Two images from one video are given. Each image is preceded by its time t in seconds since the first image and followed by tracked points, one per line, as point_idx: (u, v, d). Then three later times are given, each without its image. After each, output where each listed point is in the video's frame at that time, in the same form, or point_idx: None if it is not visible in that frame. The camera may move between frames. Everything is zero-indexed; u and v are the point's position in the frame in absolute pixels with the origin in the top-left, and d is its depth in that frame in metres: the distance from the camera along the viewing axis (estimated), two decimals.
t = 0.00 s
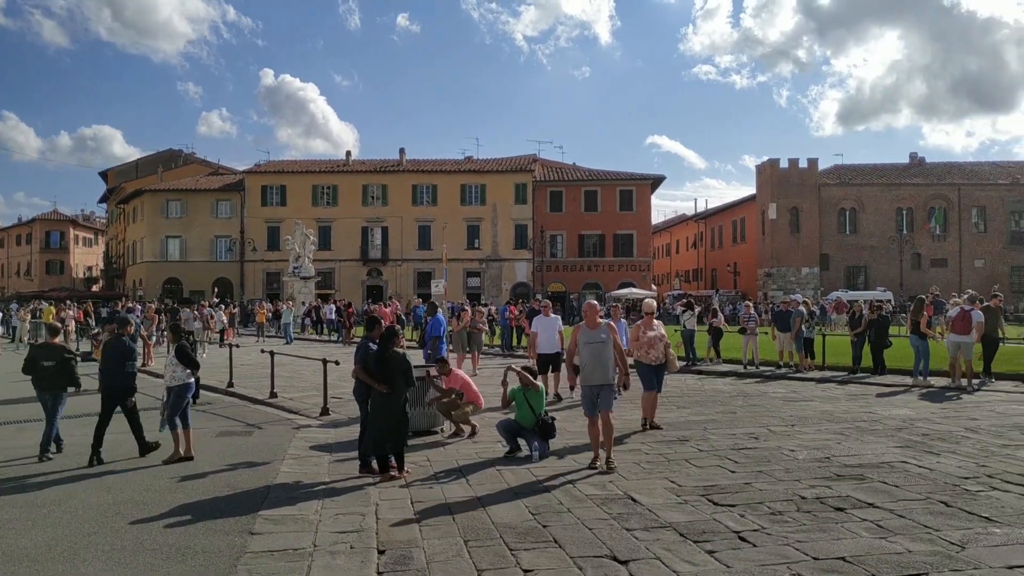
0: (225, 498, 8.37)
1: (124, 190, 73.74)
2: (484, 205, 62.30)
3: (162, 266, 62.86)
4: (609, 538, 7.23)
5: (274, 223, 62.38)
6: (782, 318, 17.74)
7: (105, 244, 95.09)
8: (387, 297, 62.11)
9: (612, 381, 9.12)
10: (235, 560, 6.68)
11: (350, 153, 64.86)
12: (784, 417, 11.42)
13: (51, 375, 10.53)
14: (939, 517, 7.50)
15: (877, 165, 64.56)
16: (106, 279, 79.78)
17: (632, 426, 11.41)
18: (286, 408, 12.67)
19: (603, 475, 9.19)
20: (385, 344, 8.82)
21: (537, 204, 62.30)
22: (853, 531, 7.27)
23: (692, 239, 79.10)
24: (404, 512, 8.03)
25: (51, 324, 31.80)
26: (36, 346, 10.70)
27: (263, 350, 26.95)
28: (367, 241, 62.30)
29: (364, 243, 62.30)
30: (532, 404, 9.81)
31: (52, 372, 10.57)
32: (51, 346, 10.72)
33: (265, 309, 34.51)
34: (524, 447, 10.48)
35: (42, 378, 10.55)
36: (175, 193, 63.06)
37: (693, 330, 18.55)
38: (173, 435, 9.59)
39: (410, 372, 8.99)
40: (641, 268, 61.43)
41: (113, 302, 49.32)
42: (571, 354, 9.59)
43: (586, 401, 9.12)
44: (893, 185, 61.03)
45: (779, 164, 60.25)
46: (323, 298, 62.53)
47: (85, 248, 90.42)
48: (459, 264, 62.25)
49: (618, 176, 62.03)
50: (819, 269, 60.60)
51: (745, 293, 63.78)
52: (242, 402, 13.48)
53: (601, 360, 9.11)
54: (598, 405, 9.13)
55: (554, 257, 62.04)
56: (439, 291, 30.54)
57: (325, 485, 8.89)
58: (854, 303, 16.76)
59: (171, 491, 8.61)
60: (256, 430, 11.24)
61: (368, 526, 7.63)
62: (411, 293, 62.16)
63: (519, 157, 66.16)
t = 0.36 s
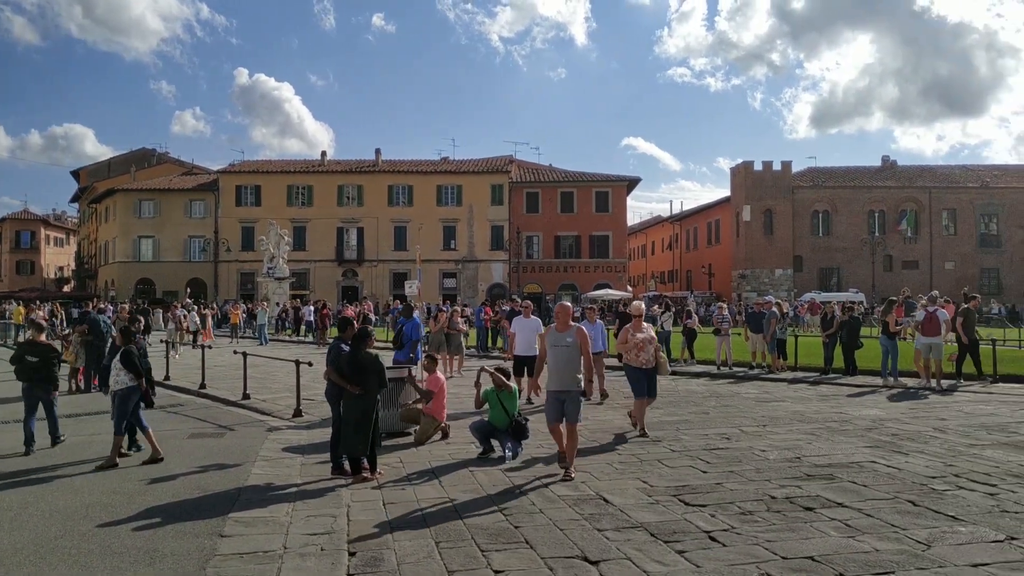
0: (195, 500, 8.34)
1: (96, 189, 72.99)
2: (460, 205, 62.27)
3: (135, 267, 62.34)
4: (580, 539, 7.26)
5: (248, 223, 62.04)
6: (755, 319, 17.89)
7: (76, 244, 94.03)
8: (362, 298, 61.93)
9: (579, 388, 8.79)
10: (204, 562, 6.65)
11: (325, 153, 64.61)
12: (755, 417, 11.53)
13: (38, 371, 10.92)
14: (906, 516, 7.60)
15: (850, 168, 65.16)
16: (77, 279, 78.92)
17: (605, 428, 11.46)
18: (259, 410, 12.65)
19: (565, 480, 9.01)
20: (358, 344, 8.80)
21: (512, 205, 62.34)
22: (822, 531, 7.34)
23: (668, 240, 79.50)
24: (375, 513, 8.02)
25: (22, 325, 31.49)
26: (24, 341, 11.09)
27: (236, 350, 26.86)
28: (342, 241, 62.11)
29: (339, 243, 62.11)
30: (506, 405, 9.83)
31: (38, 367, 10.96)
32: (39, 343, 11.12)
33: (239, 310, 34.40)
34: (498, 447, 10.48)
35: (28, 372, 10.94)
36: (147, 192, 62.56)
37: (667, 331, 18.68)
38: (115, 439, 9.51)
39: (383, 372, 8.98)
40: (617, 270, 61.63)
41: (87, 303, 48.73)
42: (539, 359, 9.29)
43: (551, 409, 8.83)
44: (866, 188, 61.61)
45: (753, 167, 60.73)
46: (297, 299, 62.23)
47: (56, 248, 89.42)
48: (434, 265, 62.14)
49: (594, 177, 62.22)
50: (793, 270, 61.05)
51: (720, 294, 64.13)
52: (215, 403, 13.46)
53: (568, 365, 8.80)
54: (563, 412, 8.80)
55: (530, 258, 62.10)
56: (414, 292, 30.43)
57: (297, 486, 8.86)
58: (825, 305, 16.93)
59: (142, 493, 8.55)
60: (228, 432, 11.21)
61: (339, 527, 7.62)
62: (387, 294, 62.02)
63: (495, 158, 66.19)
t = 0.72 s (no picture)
0: (159, 500, 8.27)
1: (60, 186, 71.84)
2: (430, 204, 62.15)
3: (99, 265, 61.49)
4: (546, 537, 7.29)
5: (216, 221, 61.52)
6: (722, 317, 18.06)
7: (38, 242, 92.49)
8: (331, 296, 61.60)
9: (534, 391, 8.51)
10: (167, 563, 6.60)
11: (293, 150, 64.19)
12: (722, 414, 11.65)
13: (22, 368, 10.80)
14: (868, 511, 7.72)
15: (816, 167, 65.88)
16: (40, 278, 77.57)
17: (572, 426, 11.52)
18: (225, 409, 12.58)
19: (532, 478, 9.04)
20: (324, 344, 8.79)
21: (483, 204, 62.35)
22: (785, 526, 7.44)
23: (637, 239, 79.90)
24: (341, 513, 8.00)
25: None
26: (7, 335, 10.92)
27: (202, 350, 26.63)
28: (310, 239, 61.78)
29: (307, 241, 61.75)
30: (473, 404, 9.89)
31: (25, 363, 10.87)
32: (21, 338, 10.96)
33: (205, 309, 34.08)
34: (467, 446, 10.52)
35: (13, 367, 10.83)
36: (112, 190, 61.72)
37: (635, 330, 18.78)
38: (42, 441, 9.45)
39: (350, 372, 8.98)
40: (587, 268, 61.83)
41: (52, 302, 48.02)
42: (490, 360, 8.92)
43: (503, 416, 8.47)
44: (832, 187, 62.30)
45: (721, 166, 61.25)
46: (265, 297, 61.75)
47: (17, 246, 87.92)
48: (404, 264, 61.93)
49: (563, 176, 62.38)
50: (760, 268, 61.57)
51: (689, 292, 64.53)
52: (179, 403, 13.35)
53: (523, 369, 8.49)
54: (519, 418, 8.52)
55: (501, 257, 62.12)
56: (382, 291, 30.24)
57: (262, 486, 8.81)
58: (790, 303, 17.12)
59: (104, 494, 8.47)
60: (193, 432, 11.12)
61: (304, 527, 7.59)
62: (356, 292, 61.72)
63: (465, 156, 66.18)
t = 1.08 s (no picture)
0: (122, 501, 8.19)
1: (20, 183, 70.51)
2: (398, 201, 61.89)
3: (62, 263, 60.49)
4: (511, 533, 7.32)
5: (181, 219, 60.86)
6: (689, 314, 18.22)
7: None
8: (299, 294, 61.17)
9: (487, 390, 8.30)
10: (130, 564, 6.54)
11: (260, 147, 63.62)
12: (688, 410, 11.76)
13: None
14: (830, 505, 7.84)
15: (782, 166, 66.55)
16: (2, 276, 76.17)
17: (539, 424, 11.57)
18: (191, 408, 12.47)
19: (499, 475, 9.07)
20: (289, 342, 8.69)
21: (451, 201, 62.23)
22: (748, 520, 7.54)
23: (606, 236, 80.25)
24: (307, 512, 7.96)
25: None
26: None
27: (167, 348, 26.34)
28: (277, 236, 61.33)
29: (274, 239, 61.29)
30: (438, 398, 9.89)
31: None
32: None
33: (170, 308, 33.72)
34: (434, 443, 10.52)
35: None
36: (74, 186, 60.79)
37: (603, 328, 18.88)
38: None
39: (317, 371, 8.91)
40: (556, 266, 62.00)
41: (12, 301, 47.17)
42: (441, 357, 8.69)
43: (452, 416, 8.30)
44: (797, 185, 62.98)
45: (689, 164, 61.69)
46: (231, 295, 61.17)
47: None
48: (373, 262, 61.63)
49: (532, 173, 62.39)
50: (727, 265, 62.09)
51: (656, 289, 64.95)
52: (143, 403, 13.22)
53: (476, 368, 8.27)
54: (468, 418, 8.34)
55: (469, 255, 62.08)
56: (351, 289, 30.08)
57: (227, 486, 8.75)
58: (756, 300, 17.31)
59: (65, 495, 8.36)
60: (157, 432, 11.01)
61: (269, 526, 7.55)
62: (323, 290, 61.31)
63: (434, 153, 66.03)
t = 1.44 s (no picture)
0: (73, 505, 8.04)
1: None
2: (357, 199, 61.43)
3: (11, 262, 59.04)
4: (468, 533, 7.33)
5: (135, 218, 59.82)
6: (646, 313, 18.38)
7: None
8: (256, 293, 60.46)
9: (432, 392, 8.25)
10: (80, 569, 6.43)
11: (216, 145, 62.74)
12: (645, 408, 11.87)
13: None
14: (783, 500, 7.97)
15: (740, 166, 67.35)
16: None
17: (498, 423, 11.60)
18: (145, 410, 12.28)
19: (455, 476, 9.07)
20: (243, 342, 8.62)
21: (411, 201, 61.98)
22: (703, 517, 7.63)
23: (566, 235, 80.57)
24: (263, 513, 7.89)
25: None
26: None
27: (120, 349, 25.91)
28: (234, 235, 60.61)
29: (231, 238, 60.57)
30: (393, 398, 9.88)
31: None
32: None
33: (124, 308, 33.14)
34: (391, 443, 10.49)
35: None
36: (24, 184, 59.39)
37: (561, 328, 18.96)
38: None
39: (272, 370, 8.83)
40: (517, 265, 62.09)
41: None
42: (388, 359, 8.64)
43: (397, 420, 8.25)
44: (753, 185, 63.78)
45: (647, 164, 62.20)
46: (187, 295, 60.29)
47: None
48: (333, 261, 61.22)
49: (492, 173, 62.35)
50: (685, 265, 62.69)
51: (616, 288, 65.37)
52: (96, 406, 13.00)
53: (421, 369, 8.23)
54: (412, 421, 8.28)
55: (429, 254, 61.94)
56: (309, 289, 29.81)
57: (182, 488, 8.64)
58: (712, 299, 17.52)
59: (13, 500, 8.18)
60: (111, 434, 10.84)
61: (223, 529, 7.48)
62: (281, 289, 60.67)
63: (393, 152, 65.71)
